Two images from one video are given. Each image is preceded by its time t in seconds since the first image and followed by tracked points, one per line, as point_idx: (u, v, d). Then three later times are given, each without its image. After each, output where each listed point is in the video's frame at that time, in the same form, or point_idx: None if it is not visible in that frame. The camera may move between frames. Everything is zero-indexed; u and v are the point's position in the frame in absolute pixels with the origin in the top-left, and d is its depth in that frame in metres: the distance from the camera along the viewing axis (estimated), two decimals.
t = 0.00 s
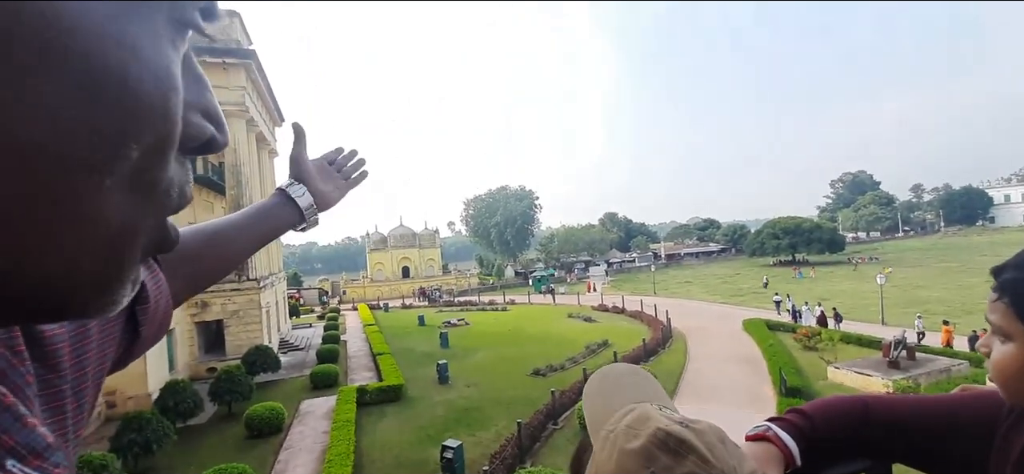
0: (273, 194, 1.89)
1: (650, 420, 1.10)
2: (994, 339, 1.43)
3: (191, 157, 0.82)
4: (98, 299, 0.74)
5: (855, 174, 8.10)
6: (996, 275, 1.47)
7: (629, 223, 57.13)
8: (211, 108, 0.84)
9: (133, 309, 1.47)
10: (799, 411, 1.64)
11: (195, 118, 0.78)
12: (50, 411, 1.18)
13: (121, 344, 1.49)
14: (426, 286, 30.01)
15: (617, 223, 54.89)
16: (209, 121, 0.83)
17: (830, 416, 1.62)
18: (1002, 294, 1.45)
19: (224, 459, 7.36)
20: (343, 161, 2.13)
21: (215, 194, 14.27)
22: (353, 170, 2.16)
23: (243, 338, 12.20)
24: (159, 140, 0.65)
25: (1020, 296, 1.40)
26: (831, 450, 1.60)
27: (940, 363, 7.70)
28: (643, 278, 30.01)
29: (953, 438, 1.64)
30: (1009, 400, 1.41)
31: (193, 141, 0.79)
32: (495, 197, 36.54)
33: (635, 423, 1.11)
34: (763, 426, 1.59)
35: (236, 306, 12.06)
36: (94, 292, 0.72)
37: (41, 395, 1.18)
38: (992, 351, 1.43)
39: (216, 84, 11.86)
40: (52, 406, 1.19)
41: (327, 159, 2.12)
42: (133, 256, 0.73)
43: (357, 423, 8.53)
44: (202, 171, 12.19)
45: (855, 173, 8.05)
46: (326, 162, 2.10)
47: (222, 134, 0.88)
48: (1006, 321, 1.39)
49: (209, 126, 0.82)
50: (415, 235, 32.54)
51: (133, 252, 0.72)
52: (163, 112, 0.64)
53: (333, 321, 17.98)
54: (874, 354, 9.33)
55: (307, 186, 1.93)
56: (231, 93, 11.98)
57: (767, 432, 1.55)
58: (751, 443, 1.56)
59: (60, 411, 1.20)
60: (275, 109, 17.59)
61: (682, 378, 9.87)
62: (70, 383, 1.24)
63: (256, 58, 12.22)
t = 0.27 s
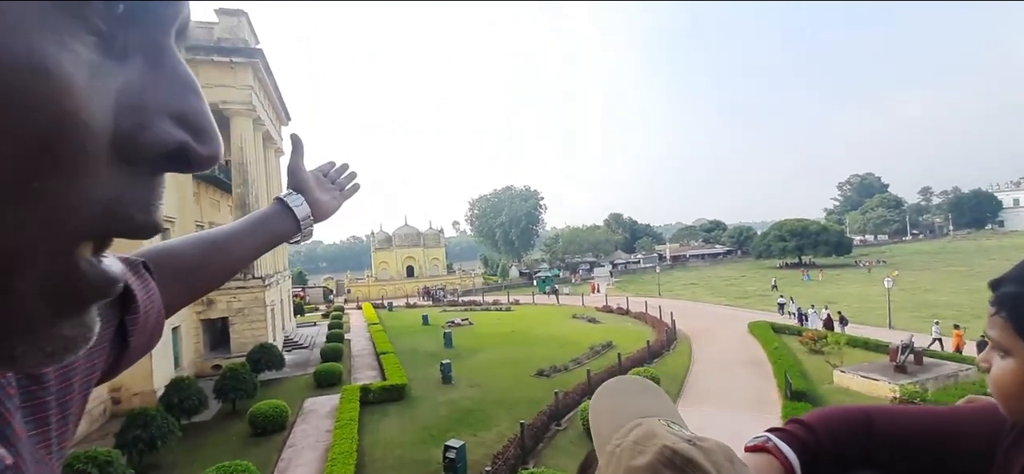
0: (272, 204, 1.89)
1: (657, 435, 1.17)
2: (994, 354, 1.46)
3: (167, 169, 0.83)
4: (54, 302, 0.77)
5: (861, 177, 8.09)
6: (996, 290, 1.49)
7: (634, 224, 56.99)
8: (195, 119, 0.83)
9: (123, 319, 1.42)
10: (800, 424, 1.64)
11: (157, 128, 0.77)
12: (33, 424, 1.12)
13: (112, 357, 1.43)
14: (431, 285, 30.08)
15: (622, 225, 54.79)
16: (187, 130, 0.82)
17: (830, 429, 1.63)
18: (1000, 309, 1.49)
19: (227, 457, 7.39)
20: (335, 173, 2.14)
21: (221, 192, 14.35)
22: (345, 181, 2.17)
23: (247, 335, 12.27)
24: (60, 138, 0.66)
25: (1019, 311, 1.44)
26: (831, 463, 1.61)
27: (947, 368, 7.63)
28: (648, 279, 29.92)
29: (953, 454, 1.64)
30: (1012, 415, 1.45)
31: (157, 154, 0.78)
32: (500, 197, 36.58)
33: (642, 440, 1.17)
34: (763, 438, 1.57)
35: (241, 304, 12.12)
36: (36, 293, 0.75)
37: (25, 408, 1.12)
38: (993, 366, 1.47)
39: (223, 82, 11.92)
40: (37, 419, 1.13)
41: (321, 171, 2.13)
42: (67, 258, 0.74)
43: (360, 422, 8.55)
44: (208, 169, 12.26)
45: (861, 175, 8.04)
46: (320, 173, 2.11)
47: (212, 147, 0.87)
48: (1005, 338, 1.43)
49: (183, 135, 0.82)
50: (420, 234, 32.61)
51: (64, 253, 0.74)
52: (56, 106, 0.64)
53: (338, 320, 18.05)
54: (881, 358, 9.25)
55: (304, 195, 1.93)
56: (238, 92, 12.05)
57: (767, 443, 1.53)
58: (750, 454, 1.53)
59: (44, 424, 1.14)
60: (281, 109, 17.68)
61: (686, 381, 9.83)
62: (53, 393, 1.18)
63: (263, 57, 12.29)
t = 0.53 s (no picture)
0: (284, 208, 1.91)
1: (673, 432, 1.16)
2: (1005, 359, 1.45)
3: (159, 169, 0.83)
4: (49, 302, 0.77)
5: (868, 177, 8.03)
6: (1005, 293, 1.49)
7: (639, 224, 56.87)
8: (188, 122, 0.84)
9: (129, 319, 1.43)
10: (807, 426, 1.62)
11: (150, 129, 0.77)
12: (37, 422, 1.13)
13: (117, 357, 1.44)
14: (435, 285, 30.14)
15: (627, 225, 54.69)
16: (179, 131, 0.83)
17: (838, 430, 1.62)
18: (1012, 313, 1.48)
19: (233, 454, 7.44)
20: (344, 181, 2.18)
21: (228, 191, 14.45)
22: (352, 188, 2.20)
23: (254, 334, 12.34)
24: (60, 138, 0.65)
25: None
26: (839, 464, 1.59)
27: (956, 370, 7.56)
28: (653, 279, 29.85)
29: (960, 456, 1.63)
30: None
31: (151, 155, 0.78)
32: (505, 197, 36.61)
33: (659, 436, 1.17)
34: (769, 439, 1.57)
35: (247, 303, 12.20)
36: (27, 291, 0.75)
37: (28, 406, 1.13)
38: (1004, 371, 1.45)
39: (230, 82, 12.00)
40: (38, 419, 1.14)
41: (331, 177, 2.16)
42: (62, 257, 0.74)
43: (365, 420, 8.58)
44: (215, 168, 12.34)
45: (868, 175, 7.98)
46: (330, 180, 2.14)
47: (202, 149, 0.88)
48: (1015, 340, 1.43)
49: (175, 136, 0.82)
50: (425, 234, 32.69)
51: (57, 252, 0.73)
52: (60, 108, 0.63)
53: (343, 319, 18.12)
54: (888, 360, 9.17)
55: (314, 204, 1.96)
56: (245, 92, 12.12)
57: (774, 445, 1.53)
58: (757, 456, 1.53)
59: (48, 422, 1.15)
60: (288, 108, 17.79)
61: (691, 381, 9.80)
62: (57, 392, 1.19)
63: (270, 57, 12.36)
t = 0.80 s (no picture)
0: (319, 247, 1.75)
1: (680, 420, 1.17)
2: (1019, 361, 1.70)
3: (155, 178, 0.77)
4: (54, 323, 0.69)
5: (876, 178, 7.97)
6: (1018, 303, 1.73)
7: (643, 224, 56.75)
8: (178, 133, 0.79)
9: (153, 326, 1.27)
10: (810, 427, 1.63)
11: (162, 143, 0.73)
12: (47, 422, 0.99)
13: (136, 362, 1.29)
14: (439, 284, 30.21)
15: (632, 225, 54.63)
16: (175, 144, 0.78)
17: (842, 431, 1.62)
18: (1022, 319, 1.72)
19: (237, 452, 7.47)
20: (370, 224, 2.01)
21: (233, 190, 14.53)
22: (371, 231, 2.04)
23: (258, 332, 12.40)
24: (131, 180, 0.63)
25: None
26: (845, 466, 1.58)
27: (962, 373, 7.50)
28: (657, 280, 29.79)
29: (968, 460, 1.62)
30: None
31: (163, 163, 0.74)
32: (509, 197, 36.65)
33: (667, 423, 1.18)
34: (775, 441, 1.56)
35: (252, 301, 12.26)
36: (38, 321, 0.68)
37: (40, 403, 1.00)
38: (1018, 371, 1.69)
39: (236, 82, 12.07)
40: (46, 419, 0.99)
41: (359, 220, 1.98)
42: (89, 282, 0.68)
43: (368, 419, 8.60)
44: (221, 167, 12.41)
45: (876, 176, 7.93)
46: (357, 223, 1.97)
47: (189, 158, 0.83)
48: None
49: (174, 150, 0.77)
50: (429, 233, 32.77)
51: (88, 279, 0.68)
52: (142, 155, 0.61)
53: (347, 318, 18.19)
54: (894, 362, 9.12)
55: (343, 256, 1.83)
56: (250, 91, 12.20)
57: (778, 446, 1.53)
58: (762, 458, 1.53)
59: (59, 422, 1.01)
60: (293, 108, 17.88)
61: (694, 382, 9.77)
62: (70, 391, 1.05)
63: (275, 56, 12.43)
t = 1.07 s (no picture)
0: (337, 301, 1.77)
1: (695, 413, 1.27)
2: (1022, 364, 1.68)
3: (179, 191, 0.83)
4: (86, 319, 0.77)
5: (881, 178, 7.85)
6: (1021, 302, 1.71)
7: (646, 224, 56.58)
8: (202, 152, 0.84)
9: (199, 343, 1.40)
10: (814, 430, 1.62)
11: (184, 162, 0.78)
12: (88, 432, 1.15)
13: (183, 379, 1.42)
14: (441, 283, 30.20)
15: (634, 225, 54.48)
16: (198, 160, 0.83)
17: (845, 434, 1.62)
18: None
19: (239, 450, 7.50)
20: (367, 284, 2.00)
21: (236, 188, 14.56)
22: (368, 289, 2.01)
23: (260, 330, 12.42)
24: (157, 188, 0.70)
25: None
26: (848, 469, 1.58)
27: (966, 376, 7.47)
28: (659, 280, 29.72)
29: (971, 465, 1.61)
30: None
31: (184, 181, 0.81)
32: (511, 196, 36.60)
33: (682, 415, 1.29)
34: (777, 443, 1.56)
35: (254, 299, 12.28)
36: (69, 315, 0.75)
37: (82, 414, 1.16)
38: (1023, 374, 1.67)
39: (239, 79, 12.08)
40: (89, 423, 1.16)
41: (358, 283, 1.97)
42: (115, 288, 0.76)
43: (370, 418, 8.62)
44: (224, 165, 12.43)
45: (881, 177, 7.81)
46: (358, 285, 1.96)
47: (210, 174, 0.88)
48: None
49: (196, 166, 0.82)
50: (432, 232, 32.75)
51: (115, 281, 0.75)
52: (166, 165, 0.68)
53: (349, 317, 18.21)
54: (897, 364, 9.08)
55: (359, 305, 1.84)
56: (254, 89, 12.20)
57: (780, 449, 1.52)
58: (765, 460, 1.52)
59: (99, 434, 1.16)
60: (296, 106, 17.88)
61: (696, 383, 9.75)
62: (111, 405, 1.21)
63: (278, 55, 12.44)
